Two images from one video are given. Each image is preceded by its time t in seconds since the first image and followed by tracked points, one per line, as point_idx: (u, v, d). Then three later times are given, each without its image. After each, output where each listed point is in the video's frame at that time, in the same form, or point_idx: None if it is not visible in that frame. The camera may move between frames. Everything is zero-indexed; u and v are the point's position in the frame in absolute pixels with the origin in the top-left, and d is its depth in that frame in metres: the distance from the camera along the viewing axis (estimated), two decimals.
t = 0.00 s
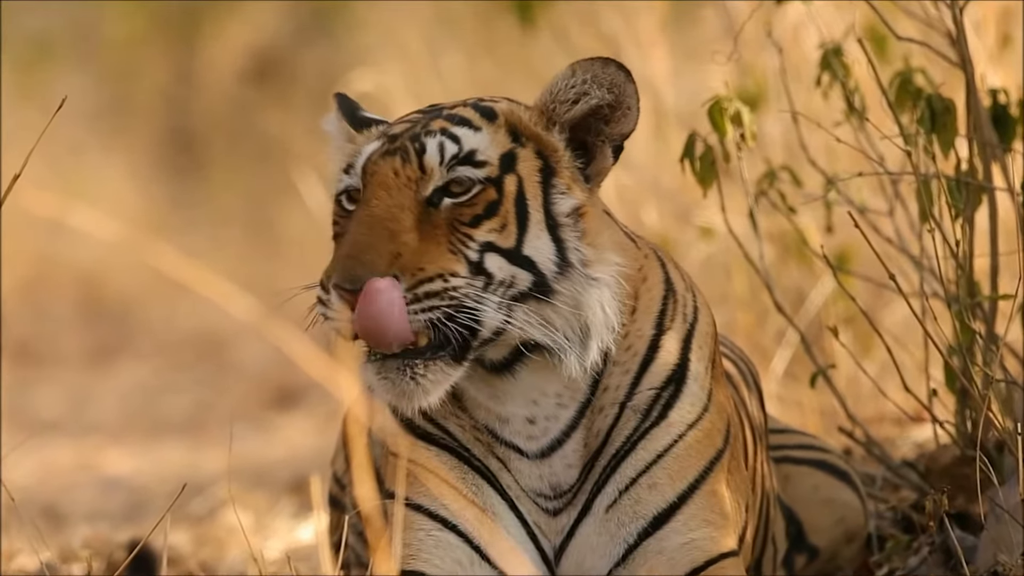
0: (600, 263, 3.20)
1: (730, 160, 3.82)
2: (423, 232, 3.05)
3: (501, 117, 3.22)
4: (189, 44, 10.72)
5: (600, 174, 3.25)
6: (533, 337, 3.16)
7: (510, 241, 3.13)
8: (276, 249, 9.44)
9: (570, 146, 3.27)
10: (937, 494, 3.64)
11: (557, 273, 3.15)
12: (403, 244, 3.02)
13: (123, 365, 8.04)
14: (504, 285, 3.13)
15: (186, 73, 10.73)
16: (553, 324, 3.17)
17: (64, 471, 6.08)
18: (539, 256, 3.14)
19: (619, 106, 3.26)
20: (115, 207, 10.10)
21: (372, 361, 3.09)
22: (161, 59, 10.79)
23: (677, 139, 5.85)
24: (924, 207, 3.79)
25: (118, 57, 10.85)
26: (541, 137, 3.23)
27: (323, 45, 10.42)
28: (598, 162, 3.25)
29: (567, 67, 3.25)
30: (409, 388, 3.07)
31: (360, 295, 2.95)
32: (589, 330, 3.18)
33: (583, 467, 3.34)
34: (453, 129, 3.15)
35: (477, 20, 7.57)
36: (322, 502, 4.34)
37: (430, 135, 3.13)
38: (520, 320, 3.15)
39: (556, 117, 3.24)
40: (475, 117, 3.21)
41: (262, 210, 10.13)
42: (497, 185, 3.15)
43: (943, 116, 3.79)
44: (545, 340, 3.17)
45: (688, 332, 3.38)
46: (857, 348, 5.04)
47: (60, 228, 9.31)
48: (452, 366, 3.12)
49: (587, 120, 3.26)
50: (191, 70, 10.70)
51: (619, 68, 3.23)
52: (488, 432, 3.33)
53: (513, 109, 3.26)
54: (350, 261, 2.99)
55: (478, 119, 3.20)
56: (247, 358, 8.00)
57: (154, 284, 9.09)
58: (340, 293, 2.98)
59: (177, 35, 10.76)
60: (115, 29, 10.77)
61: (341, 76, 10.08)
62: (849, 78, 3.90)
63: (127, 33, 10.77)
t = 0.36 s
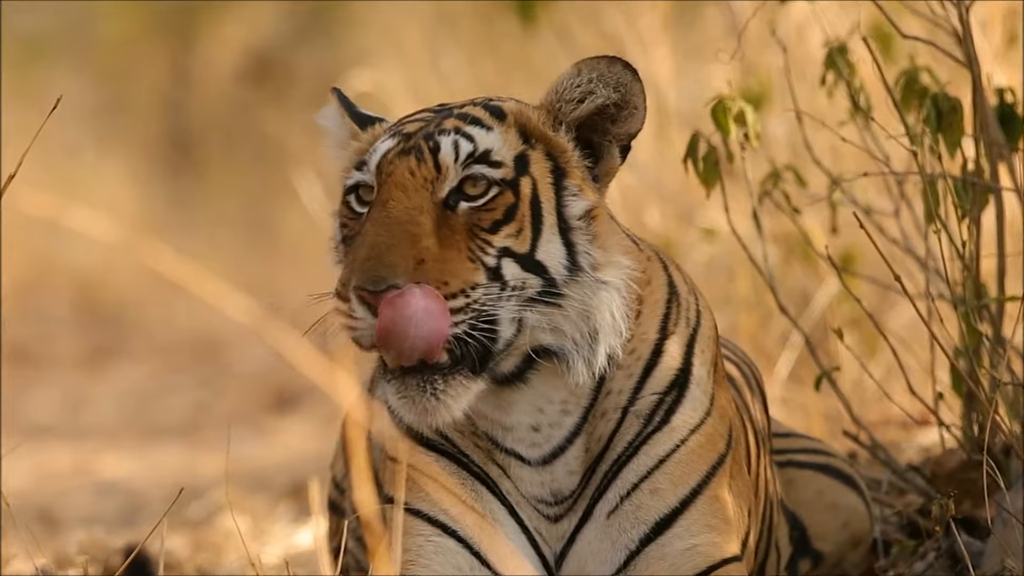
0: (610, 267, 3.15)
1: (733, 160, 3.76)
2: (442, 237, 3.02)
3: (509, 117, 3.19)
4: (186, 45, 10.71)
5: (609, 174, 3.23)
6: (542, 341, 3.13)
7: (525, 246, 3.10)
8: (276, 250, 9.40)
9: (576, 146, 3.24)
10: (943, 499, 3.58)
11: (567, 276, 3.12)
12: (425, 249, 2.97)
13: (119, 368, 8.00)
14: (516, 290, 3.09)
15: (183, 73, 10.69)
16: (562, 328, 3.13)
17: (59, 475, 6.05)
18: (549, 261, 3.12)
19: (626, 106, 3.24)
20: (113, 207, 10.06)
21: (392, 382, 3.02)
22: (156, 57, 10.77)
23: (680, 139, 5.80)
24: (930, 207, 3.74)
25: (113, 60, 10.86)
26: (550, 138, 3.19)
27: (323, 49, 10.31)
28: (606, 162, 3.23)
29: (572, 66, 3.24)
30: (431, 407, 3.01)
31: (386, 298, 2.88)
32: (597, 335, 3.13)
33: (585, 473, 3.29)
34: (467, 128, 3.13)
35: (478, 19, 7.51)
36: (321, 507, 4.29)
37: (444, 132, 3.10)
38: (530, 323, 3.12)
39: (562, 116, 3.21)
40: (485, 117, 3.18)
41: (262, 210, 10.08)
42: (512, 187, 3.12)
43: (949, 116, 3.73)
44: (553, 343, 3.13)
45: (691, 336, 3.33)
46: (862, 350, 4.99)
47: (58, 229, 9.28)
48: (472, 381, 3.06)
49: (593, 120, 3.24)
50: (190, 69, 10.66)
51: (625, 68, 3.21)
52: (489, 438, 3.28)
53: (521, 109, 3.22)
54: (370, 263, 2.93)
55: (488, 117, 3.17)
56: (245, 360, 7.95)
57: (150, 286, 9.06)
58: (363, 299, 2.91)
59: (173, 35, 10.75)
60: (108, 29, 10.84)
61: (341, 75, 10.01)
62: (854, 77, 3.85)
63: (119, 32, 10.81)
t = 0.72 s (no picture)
0: (620, 275, 3.11)
1: (736, 162, 3.72)
2: (458, 240, 2.98)
3: (521, 121, 3.16)
4: (184, 45, 10.60)
5: (619, 179, 3.19)
6: (549, 349, 3.10)
7: (537, 253, 3.06)
8: (275, 254, 9.35)
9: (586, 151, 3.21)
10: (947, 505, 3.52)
11: (574, 284, 3.09)
12: (442, 252, 2.94)
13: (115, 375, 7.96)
14: (526, 298, 3.04)
15: (181, 74, 10.61)
16: (568, 335, 3.09)
17: (53, 481, 6.01)
18: (558, 268, 3.08)
19: (638, 110, 3.20)
20: (111, 211, 10.01)
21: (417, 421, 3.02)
22: (153, 58, 10.68)
23: (682, 141, 5.76)
24: (936, 211, 3.68)
25: (111, 59, 10.72)
26: (562, 143, 3.16)
27: (322, 49, 10.18)
28: (616, 167, 3.19)
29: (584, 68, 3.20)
30: (457, 443, 3.01)
31: (401, 298, 2.86)
32: (604, 342, 3.09)
33: (587, 481, 3.24)
34: (481, 130, 3.10)
35: (479, 20, 7.45)
36: (319, 513, 4.23)
37: (459, 134, 3.08)
38: (538, 330, 3.08)
39: (574, 120, 3.18)
40: (496, 119, 3.15)
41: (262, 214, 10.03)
42: (527, 192, 3.08)
43: (955, 117, 3.68)
44: (559, 350, 3.10)
45: (696, 342, 3.28)
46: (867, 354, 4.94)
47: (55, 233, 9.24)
48: (493, 419, 3.07)
49: (604, 124, 3.21)
50: (187, 69, 10.58)
51: (638, 71, 3.18)
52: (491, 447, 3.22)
53: (533, 113, 3.20)
54: (389, 262, 2.90)
55: (501, 120, 3.15)
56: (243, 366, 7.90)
57: (147, 291, 9.02)
58: (378, 297, 2.88)
59: (170, 34, 10.66)
60: (106, 29, 10.64)
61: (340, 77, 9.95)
62: (859, 77, 3.80)
63: (118, 33, 10.63)
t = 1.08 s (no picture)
0: (629, 278, 3.07)
1: (739, 163, 3.67)
2: (473, 234, 2.95)
3: (534, 119, 3.14)
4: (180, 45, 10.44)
5: (629, 181, 3.16)
6: (556, 351, 3.05)
7: (549, 251, 3.02)
8: (270, 255, 9.30)
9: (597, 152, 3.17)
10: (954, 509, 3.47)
11: (585, 285, 3.05)
12: (457, 244, 2.90)
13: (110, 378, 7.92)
14: (535, 298, 3.01)
15: (176, 73, 10.48)
16: (576, 335, 3.05)
17: (48, 485, 5.96)
18: (569, 268, 3.04)
19: (651, 112, 3.16)
20: (106, 212, 9.97)
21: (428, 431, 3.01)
22: (150, 57, 10.60)
23: (685, 142, 5.71)
24: (942, 211, 3.63)
25: (106, 58, 10.63)
26: (576, 142, 3.13)
27: (321, 49, 9.89)
28: (627, 169, 3.16)
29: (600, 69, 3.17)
30: (464, 451, 2.99)
31: (414, 289, 2.82)
32: (611, 346, 3.05)
33: (589, 487, 3.19)
34: (496, 126, 3.08)
35: (478, 19, 7.40)
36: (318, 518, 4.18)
37: (473, 128, 3.05)
38: (546, 333, 3.04)
39: (588, 119, 3.15)
40: (509, 116, 3.13)
41: (257, 215, 9.98)
42: (541, 189, 3.05)
43: (961, 118, 3.64)
44: (566, 352, 3.05)
45: (700, 347, 3.23)
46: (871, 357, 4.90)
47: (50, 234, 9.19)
48: (504, 428, 3.05)
49: (615, 125, 3.17)
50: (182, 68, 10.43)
51: (654, 73, 3.14)
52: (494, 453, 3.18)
53: (548, 111, 3.17)
54: (402, 250, 2.87)
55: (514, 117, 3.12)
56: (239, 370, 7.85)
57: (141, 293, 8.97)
58: (392, 287, 2.85)
59: (166, 35, 10.51)
60: (103, 28, 10.55)
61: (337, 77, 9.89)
62: (864, 78, 3.76)
63: (115, 33, 10.51)
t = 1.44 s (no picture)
0: (639, 282, 3.04)
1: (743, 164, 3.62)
2: (489, 227, 2.94)
3: (548, 118, 3.14)
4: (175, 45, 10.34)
5: (642, 186, 3.15)
6: (565, 354, 3.02)
7: (562, 250, 2.99)
8: (269, 256, 9.25)
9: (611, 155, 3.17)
10: (959, 515, 3.42)
11: (596, 288, 3.02)
12: (473, 236, 2.89)
13: (106, 383, 7.89)
14: (545, 298, 2.98)
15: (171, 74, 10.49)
16: (585, 338, 3.02)
17: (44, 490, 5.92)
18: (581, 269, 3.01)
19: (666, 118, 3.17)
20: (103, 213, 9.91)
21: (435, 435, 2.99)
22: (145, 56, 10.48)
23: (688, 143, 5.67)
24: (947, 213, 3.58)
25: (101, 58, 10.50)
26: (590, 143, 3.12)
27: (319, 49, 9.82)
28: (639, 173, 3.16)
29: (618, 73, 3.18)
30: (472, 456, 2.96)
31: (431, 278, 2.82)
32: (619, 350, 3.02)
33: (592, 494, 3.15)
34: (511, 123, 3.07)
35: (478, 19, 7.34)
36: (315, 524, 4.14)
37: (490, 123, 3.05)
38: (555, 334, 3.00)
39: (603, 122, 3.15)
40: (525, 115, 3.13)
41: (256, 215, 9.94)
42: (556, 186, 3.04)
43: (967, 119, 3.58)
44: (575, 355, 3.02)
45: (705, 353, 3.19)
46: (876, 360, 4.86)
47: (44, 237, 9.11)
48: (513, 436, 3.01)
49: (629, 130, 3.17)
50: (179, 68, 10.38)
51: (671, 79, 3.15)
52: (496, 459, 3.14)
53: (562, 112, 3.17)
54: (418, 240, 2.86)
55: (529, 117, 3.12)
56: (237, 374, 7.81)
57: (139, 295, 8.94)
58: (408, 277, 2.84)
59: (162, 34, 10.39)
60: (96, 27, 10.36)
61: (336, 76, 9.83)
62: (869, 78, 3.70)
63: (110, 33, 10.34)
